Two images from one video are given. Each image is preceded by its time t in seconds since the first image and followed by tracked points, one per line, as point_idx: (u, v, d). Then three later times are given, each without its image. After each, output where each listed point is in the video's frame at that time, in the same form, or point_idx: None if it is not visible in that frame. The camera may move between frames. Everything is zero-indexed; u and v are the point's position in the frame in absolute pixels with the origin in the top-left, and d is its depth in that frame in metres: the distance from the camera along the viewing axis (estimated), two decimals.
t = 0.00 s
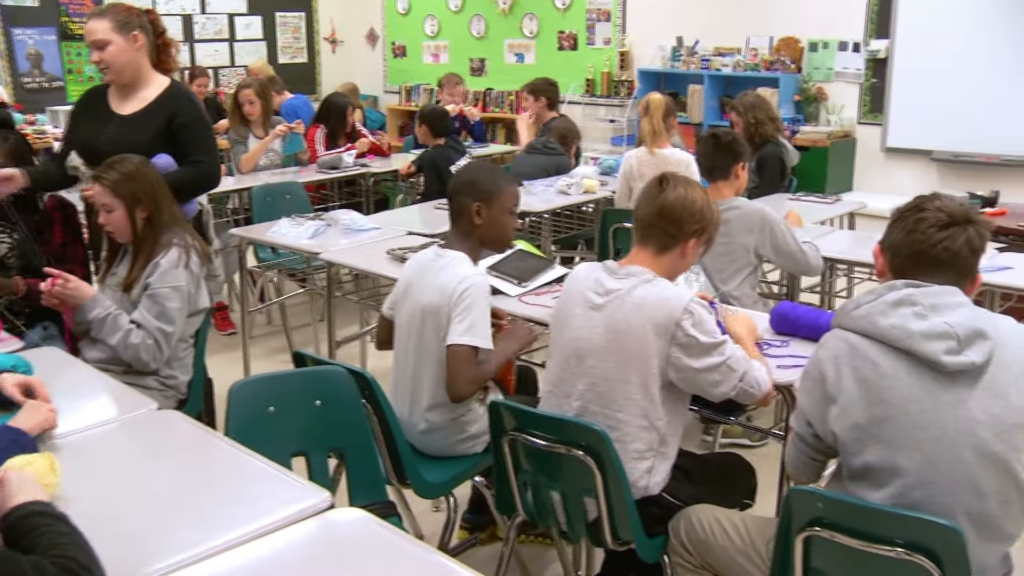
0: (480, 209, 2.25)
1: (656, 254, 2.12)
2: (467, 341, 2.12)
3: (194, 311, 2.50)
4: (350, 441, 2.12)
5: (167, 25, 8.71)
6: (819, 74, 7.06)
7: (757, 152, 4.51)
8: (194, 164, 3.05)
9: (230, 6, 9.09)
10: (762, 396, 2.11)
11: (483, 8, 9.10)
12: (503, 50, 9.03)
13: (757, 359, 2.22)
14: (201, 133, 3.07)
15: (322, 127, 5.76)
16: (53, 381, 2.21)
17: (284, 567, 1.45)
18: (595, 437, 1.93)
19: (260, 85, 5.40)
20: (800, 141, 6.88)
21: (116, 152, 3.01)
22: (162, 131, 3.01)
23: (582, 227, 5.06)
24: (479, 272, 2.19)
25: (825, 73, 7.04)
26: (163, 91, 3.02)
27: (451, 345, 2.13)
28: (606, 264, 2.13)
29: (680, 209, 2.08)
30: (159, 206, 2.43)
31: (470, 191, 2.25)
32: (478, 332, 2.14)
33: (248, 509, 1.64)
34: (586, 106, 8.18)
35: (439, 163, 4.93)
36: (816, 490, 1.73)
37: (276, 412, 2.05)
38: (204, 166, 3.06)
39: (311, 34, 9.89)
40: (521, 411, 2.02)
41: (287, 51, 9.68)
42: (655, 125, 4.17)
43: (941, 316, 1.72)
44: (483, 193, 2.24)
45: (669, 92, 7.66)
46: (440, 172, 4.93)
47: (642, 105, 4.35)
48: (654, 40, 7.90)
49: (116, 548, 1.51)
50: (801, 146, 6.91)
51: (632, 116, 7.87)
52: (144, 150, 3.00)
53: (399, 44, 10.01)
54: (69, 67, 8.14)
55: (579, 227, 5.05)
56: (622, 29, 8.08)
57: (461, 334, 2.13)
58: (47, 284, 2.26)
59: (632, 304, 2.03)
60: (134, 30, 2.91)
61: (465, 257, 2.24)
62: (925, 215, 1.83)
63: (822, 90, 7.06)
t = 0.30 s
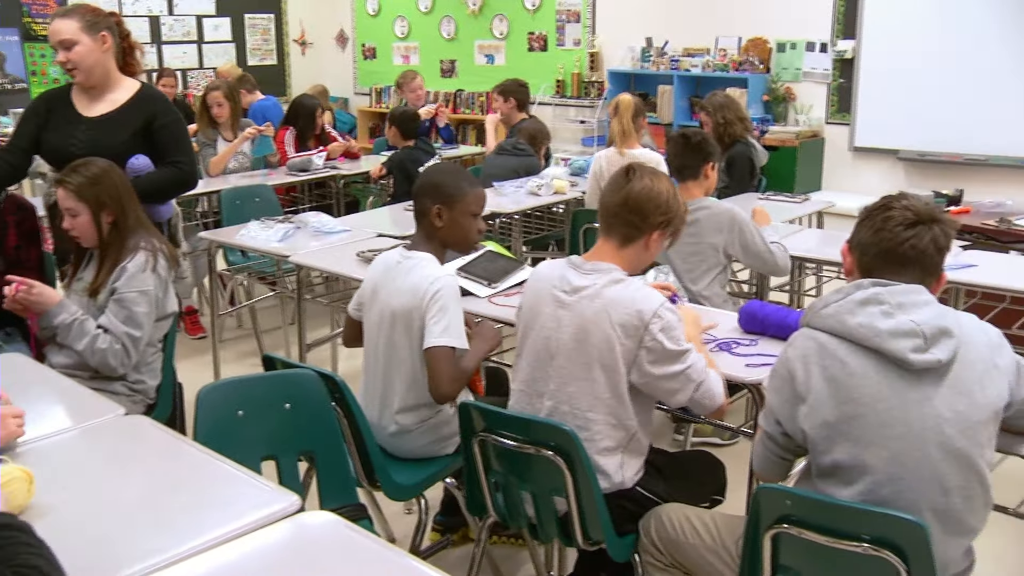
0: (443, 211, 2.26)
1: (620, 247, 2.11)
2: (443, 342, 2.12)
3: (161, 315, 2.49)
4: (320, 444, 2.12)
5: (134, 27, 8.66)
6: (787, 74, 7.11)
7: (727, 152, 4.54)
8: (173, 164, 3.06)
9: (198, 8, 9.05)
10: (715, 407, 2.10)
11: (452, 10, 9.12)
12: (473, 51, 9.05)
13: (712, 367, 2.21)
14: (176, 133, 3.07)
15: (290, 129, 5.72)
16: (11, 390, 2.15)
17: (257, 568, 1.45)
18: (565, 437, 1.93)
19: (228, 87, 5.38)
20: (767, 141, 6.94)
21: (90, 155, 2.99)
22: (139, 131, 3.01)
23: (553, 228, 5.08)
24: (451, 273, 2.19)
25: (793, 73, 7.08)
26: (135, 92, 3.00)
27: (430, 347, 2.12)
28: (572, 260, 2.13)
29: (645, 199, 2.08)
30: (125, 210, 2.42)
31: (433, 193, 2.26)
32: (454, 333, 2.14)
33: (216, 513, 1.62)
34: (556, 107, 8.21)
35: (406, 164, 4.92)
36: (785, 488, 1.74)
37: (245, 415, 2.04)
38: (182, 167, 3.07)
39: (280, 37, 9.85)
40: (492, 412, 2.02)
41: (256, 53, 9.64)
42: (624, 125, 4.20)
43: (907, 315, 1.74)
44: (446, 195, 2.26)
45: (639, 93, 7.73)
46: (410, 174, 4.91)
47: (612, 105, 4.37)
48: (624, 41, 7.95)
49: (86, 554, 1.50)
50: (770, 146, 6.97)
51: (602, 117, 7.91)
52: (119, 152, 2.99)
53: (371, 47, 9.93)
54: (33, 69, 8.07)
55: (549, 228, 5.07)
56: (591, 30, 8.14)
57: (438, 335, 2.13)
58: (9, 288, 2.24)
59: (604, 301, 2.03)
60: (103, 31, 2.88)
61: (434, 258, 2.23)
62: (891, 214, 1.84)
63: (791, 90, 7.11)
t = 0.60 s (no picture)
0: (409, 211, 2.26)
1: (582, 248, 2.09)
2: (414, 343, 2.12)
3: (131, 317, 2.48)
4: (291, 446, 2.11)
5: (101, 28, 8.60)
6: (757, 74, 7.19)
7: (697, 152, 4.56)
8: (142, 165, 3.03)
9: (167, 8, 9.01)
10: (649, 425, 2.08)
11: (424, 10, 9.11)
12: (444, 52, 9.05)
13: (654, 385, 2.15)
14: (144, 134, 3.05)
15: (260, 130, 5.70)
16: None
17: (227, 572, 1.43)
18: (536, 436, 1.94)
19: (198, 87, 5.36)
20: (738, 140, 6.99)
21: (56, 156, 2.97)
22: (106, 132, 2.98)
23: (526, 228, 5.09)
24: (420, 274, 2.19)
25: (763, 73, 7.16)
26: (101, 93, 2.98)
27: (402, 347, 2.12)
28: (534, 262, 2.09)
29: (612, 203, 2.07)
30: (93, 212, 2.40)
31: (399, 194, 2.27)
32: (426, 334, 2.14)
33: (185, 516, 1.61)
34: (528, 107, 8.23)
35: (376, 165, 4.90)
36: (754, 484, 1.75)
37: (215, 418, 2.03)
38: (149, 169, 3.05)
39: (251, 37, 9.81)
40: (464, 412, 2.02)
41: (226, 54, 9.60)
42: (594, 125, 4.22)
43: (875, 312, 1.75)
44: (413, 196, 2.26)
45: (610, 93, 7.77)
46: (379, 175, 4.90)
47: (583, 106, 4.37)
48: (595, 41, 7.99)
49: (47, 560, 1.48)
50: (741, 145, 7.02)
51: (574, 116, 7.94)
52: (85, 153, 2.96)
53: (340, 46, 9.98)
54: None
55: (521, 228, 5.09)
56: (562, 30, 8.17)
57: (408, 336, 2.13)
58: None
59: (568, 307, 2.01)
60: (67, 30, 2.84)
61: (403, 260, 2.23)
62: (858, 211, 1.86)
63: (760, 89, 7.18)
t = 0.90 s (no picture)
0: (386, 213, 2.26)
1: (549, 250, 2.09)
2: (396, 343, 2.13)
3: (109, 321, 2.47)
4: (271, 448, 2.11)
5: (77, 30, 8.58)
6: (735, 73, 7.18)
7: (677, 151, 4.57)
8: (113, 168, 3.01)
9: (144, 10, 9.00)
10: (635, 423, 2.06)
11: (403, 11, 9.10)
12: (424, 52, 9.04)
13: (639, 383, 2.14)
14: (115, 137, 3.03)
15: (240, 132, 5.70)
16: None
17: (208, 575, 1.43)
18: (516, 437, 1.94)
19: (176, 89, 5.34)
20: (718, 140, 7.03)
21: (26, 158, 2.95)
22: (76, 134, 2.96)
23: (507, 228, 5.10)
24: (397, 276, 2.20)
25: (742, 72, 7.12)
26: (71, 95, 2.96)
27: (385, 347, 2.13)
28: (500, 270, 2.09)
29: (578, 203, 2.05)
30: (69, 215, 2.40)
31: (376, 195, 2.27)
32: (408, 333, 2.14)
33: (164, 520, 1.60)
34: (508, 107, 8.23)
35: (355, 166, 4.90)
36: (733, 482, 1.76)
37: (194, 421, 2.02)
38: (121, 171, 3.02)
39: (229, 39, 9.80)
40: (444, 413, 2.02)
41: (204, 56, 9.59)
42: (574, 125, 4.23)
43: (851, 310, 1.77)
44: (390, 198, 2.26)
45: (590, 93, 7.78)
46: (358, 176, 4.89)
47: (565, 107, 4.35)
48: (574, 41, 8.00)
49: (19, 567, 1.46)
50: (720, 144, 7.05)
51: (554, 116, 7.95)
52: (55, 156, 2.95)
53: (320, 48, 9.89)
54: None
55: (501, 228, 5.09)
56: (541, 30, 8.19)
57: (389, 336, 2.13)
58: None
59: (538, 313, 2.00)
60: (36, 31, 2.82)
61: (379, 262, 2.24)
62: (831, 209, 1.87)
63: (739, 89, 7.21)
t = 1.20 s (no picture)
0: (372, 215, 2.26)
1: (531, 250, 2.09)
2: (383, 344, 2.13)
3: (94, 324, 2.47)
4: (258, 451, 2.10)
5: (61, 33, 8.55)
6: (721, 73, 7.21)
7: (664, 151, 4.59)
8: (87, 171, 3.01)
9: (129, 13, 8.98)
10: (599, 432, 2.08)
11: (389, 12, 9.09)
12: (410, 54, 9.04)
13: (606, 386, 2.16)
14: (89, 137, 3.02)
15: (227, 133, 5.73)
16: None
17: None
18: (503, 437, 1.94)
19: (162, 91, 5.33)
20: (705, 139, 7.05)
21: None
22: (48, 137, 2.96)
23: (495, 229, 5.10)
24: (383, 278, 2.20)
25: (728, 71, 7.18)
26: (44, 96, 2.95)
27: (376, 351, 2.14)
28: (481, 275, 2.09)
29: (557, 200, 2.07)
30: (52, 217, 2.40)
31: (362, 197, 2.27)
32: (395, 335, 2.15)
33: (151, 522, 1.60)
34: (495, 108, 8.24)
35: (342, 168, 4.92)
36: (719, 480, 1.76)
37: (181, 424, 2.02)
38: (94, 173, 3.02)
39: (215, 41, 9.79)
40: (431, 414, 2.02)
41: (190, 58, 9.58)
42: (561, 125, 4.22)
43: (834, 308, 1.77)
44: (376, 199, 2.26)
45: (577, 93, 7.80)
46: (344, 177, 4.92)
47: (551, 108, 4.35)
48: (561, 42, 8.01)
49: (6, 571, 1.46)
50: (707, 144, 7.07)
51: (541, 117, 7.96)
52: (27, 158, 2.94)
53: (305, 50, 9.90)
54: None
55: (489, 229, 5.10)
56: (528, 31, 8.20)
57: (377, 338, 2.14)
58: None
59: (521, 315, 2.00)
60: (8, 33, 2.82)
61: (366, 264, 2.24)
62: (804, 206, 1.89)
63: (725, 88, 7.23)
